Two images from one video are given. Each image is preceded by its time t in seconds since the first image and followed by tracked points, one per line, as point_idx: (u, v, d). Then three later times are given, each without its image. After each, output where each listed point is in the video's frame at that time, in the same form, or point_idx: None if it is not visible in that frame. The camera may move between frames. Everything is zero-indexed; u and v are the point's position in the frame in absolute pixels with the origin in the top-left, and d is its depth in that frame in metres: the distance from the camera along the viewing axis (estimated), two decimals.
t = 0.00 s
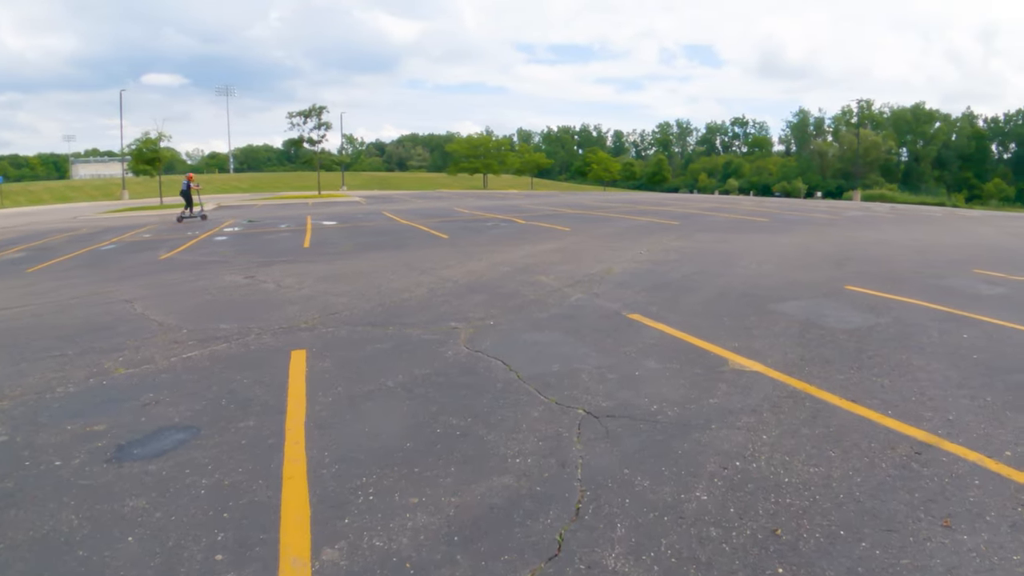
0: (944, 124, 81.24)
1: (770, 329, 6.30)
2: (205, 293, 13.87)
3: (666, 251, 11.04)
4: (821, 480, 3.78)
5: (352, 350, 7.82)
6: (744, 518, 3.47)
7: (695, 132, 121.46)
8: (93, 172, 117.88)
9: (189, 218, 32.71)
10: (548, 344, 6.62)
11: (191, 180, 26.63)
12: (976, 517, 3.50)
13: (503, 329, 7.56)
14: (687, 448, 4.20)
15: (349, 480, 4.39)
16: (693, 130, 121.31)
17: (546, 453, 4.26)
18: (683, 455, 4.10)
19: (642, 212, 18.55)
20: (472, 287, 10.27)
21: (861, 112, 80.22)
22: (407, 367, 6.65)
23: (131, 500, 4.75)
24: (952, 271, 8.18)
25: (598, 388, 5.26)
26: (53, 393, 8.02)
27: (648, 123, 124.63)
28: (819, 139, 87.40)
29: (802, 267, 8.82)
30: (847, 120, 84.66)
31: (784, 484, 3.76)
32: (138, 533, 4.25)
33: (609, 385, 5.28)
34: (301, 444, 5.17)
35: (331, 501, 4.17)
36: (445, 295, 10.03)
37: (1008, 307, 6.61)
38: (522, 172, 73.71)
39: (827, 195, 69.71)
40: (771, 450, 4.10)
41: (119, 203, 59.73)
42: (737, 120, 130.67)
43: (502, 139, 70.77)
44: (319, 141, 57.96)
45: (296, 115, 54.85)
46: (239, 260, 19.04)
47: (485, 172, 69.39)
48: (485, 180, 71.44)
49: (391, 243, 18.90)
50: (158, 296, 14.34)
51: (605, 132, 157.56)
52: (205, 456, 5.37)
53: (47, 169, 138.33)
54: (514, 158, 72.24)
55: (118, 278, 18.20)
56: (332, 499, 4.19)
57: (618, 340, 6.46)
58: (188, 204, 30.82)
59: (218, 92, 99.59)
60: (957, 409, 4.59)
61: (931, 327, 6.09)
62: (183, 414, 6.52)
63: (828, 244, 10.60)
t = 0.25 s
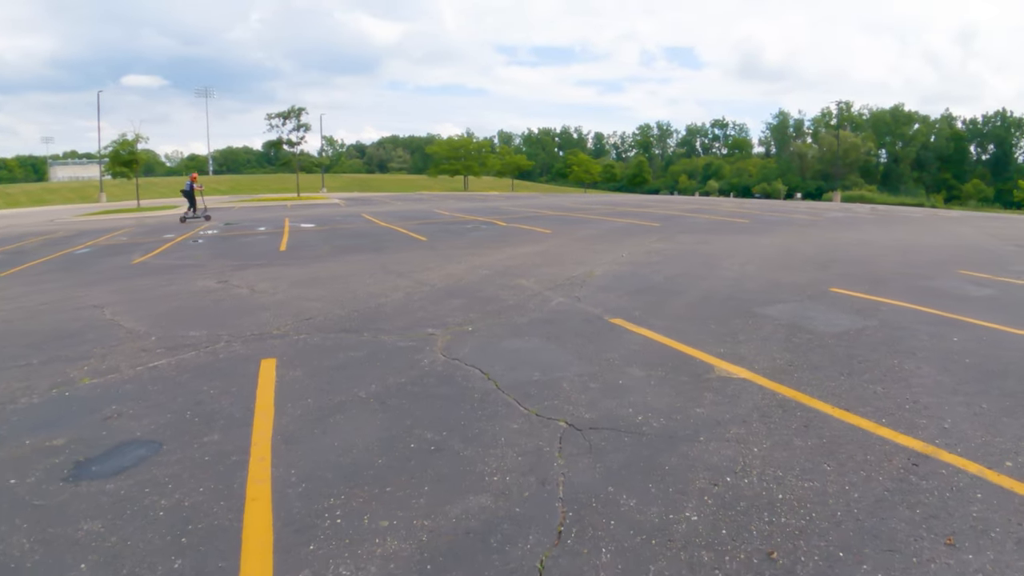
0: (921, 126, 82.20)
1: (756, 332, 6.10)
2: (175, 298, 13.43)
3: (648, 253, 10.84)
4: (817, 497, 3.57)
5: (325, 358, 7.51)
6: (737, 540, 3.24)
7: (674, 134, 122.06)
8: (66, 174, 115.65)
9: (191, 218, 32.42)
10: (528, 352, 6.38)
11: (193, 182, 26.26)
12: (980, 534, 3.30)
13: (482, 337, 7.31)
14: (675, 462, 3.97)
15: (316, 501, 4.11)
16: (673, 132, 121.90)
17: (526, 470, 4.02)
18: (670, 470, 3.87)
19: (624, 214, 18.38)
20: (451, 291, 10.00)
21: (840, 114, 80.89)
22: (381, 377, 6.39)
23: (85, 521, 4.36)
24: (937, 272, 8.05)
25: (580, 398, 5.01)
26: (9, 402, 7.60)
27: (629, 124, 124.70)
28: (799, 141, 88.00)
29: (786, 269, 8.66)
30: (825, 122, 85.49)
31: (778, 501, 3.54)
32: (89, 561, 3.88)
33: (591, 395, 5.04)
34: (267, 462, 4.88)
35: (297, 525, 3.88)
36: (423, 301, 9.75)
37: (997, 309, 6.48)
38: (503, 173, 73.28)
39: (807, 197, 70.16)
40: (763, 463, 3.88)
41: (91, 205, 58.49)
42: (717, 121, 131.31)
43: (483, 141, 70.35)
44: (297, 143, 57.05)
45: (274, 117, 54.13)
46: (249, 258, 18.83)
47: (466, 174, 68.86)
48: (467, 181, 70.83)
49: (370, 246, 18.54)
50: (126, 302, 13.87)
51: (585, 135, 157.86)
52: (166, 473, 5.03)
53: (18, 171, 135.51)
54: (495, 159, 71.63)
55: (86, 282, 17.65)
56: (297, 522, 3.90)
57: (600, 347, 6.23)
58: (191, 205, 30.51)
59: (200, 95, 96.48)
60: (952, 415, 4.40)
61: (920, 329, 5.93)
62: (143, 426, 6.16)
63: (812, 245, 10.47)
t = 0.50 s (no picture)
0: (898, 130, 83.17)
1: (744, 343, 5.86)
2: (146, 309, 12.98)
3: (631, 260, 10.62)
4: (818, 528, 3.33)
5: (297, 376, 7.18)
6: None
7: (654, 138, 122.65)
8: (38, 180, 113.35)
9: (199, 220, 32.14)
10: (509, 368, 6.10)
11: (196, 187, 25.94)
12: (992, 565, 3.03)
13: (460, 352, 7.02)
14: (666, 490, 3.72)
15: (282, 538, 3.82)
16: (652, 136, 122.49)
17: (507, 502, 3.76)
18: (661, 500, 3.63)
19: (606, 220, 18.17)
20: (429, 302, 9.70)
21: (819, 118, 81.61)
22: (356, 396, 6.18)
23: (36, 561, 3.96)
24: (924, 278, 7.88)
25: (563, 419, 4.76)
26: None
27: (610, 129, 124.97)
28: (778, 145, 88.66)
29: (771, 276, 8.46)
30: (804, 126, 86.30)
31: (776, 533, 3.30)
32: None
33: (575, 415, 4.80)
34: (233, 493, 4.58)
35: (261, 564, 3.58)
36: (401, 313, 9.45)
37: (988, 316, 6.28)
38: (485, 178, 72.95)
39: (788, 200, 70.61)
40: (759, 490, 3.65)
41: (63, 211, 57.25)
42: (697, 126, 132.02)
43: (464, 146, 70.02)
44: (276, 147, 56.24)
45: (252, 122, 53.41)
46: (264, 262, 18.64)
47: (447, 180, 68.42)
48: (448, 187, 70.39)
49: (348, 254, 18.16)
50: (95, 312, 13.38)
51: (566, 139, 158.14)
52: (126, 502, 4.64)
53: None
54: (474, 164, 71.31)
55: (54, 291, 17.07)
56: (262, 562, 3.59)
57: (583, 362, 5.97)
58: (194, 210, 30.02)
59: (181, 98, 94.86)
60: (951, 431, 4.16)
61: (911, 339, 5.72)
62: (102, 447, 5.75)
63: (796, 251, 10.31)
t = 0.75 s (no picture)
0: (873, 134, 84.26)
1: (726, 353, 5.68)
2: (111, 319, 12.56)
3: (610, 267, 10.43)
4: (810, 554, 3.13)
5: (264, 391, 6.87)
6: None
7: (633, 143, 123.21)
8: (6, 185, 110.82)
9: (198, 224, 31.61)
10: (484, 384, 5.87)
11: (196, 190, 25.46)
12: None
13: (435, 366, 6.77)
14: (649, 515, 3.52)
15: (240, 571, 3.55)
16: (631, 141, 123.05)
17: (482, 529, 3.57)
18: (644, 525, 3.42)
19: (585, 225, 18.01)
20: (405, 312, 9.43)
21: (796, 123, 82.45)
22: (325, 412, 6.01)
23: None
24: (906, 283, 7.75)
25: (541, 437, 4.58)
26: None
27: (589, 134, 125.35)
28: (755, 149, 89.42)
29: (752, 282, 8.30)
30: (780, 131, 87.14)
31: (766, 561, 3.10)
32: None
33: (553, 434, 4.59)
34: (195, 517, 4.31)
35: None
36: (375, 324, 9.17)
37: (972, 322, 6.14)
38: (464, 183, 72.64)
39: (766, 205, 71.19)
40: (747, 513, 3.45)
41: (32, 217, 55.92)
42: (675, 131, 132.90)
43: (444, 151, 69.72)
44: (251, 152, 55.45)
45: (227, 126, 52.56)
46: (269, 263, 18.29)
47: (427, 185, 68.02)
48: (427, 191, 70.03)
49: (323, 261, 17.80)
50: (57, 322, 12.91)
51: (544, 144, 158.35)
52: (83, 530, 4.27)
53: None
54: (452, 170, 71.02)
55: (17, 299, 16.50)
56: None
57: (562, 374, 5.75)
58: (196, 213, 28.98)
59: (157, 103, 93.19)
60: (942, 445, 3.97)
61: (897, 347, 5.55)
62: (61, 469, 5.30)
63: (776, 256, 10.20)
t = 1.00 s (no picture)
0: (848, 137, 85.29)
1: (704, 357, 5.49)
2: (72, 324, 12.11)
3: (585, 269, 10.23)
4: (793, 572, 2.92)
5: (224, 400, 6.56)
6: None
7: (611, 145, 123.58)
8: None
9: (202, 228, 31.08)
10: (454, 393, 5.62)
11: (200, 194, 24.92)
12: None
13: (403, 373, 6.53)
14: (622, 531, 3.29)
15: None
16: (609, 144, 123.41)
17: (448, 548, 3.33)
18: (617, 543, 3.20)
19: (562, 226, 17.82)
20: (376, 317, 9.17)
21: (772, 125, 83.14)
22: (285, 424, 5.72)
23: None
24: (884, 284, 7.63)
25: (511, 449, 4.38)
26: None
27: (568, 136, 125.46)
28: (732, 152, 90.04)
29: (729, 283, 8.14)
30: (757, 134, 87.88)
31: None
32: None
33: (524, 445, 4.39)
34: (148, 534, 4.01)
35: None
36: (344, 329, 8.87)
37: (952, 322, 6.01)
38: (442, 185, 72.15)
39: (742, 206, 71.68)
40: (725, 529, 3.24)
41: None
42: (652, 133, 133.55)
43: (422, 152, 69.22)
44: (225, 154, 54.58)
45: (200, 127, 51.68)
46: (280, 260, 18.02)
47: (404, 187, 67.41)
48: (404, 193, 69.50)
49: (295, 264, 17.41)
50: (15, 327, 12.42)
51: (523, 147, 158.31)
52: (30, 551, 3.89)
53: None
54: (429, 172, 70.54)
55: None
56: None
57: (534, 381, 5.52)
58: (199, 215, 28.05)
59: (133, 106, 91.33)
60: (927, 452, 3.79)
61: (877, 349, 5.39)
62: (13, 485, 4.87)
63: (753, 257, 10.08)
